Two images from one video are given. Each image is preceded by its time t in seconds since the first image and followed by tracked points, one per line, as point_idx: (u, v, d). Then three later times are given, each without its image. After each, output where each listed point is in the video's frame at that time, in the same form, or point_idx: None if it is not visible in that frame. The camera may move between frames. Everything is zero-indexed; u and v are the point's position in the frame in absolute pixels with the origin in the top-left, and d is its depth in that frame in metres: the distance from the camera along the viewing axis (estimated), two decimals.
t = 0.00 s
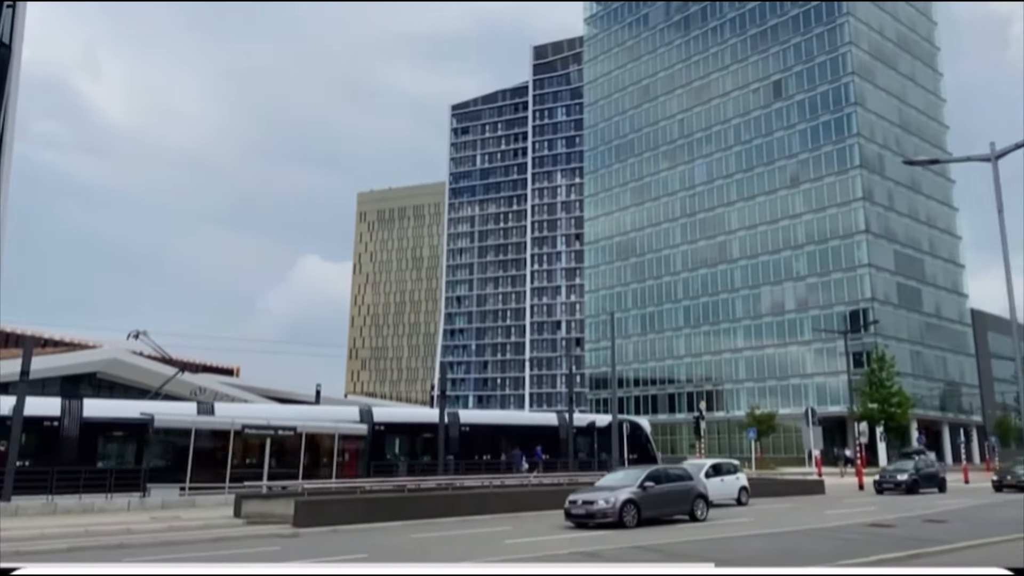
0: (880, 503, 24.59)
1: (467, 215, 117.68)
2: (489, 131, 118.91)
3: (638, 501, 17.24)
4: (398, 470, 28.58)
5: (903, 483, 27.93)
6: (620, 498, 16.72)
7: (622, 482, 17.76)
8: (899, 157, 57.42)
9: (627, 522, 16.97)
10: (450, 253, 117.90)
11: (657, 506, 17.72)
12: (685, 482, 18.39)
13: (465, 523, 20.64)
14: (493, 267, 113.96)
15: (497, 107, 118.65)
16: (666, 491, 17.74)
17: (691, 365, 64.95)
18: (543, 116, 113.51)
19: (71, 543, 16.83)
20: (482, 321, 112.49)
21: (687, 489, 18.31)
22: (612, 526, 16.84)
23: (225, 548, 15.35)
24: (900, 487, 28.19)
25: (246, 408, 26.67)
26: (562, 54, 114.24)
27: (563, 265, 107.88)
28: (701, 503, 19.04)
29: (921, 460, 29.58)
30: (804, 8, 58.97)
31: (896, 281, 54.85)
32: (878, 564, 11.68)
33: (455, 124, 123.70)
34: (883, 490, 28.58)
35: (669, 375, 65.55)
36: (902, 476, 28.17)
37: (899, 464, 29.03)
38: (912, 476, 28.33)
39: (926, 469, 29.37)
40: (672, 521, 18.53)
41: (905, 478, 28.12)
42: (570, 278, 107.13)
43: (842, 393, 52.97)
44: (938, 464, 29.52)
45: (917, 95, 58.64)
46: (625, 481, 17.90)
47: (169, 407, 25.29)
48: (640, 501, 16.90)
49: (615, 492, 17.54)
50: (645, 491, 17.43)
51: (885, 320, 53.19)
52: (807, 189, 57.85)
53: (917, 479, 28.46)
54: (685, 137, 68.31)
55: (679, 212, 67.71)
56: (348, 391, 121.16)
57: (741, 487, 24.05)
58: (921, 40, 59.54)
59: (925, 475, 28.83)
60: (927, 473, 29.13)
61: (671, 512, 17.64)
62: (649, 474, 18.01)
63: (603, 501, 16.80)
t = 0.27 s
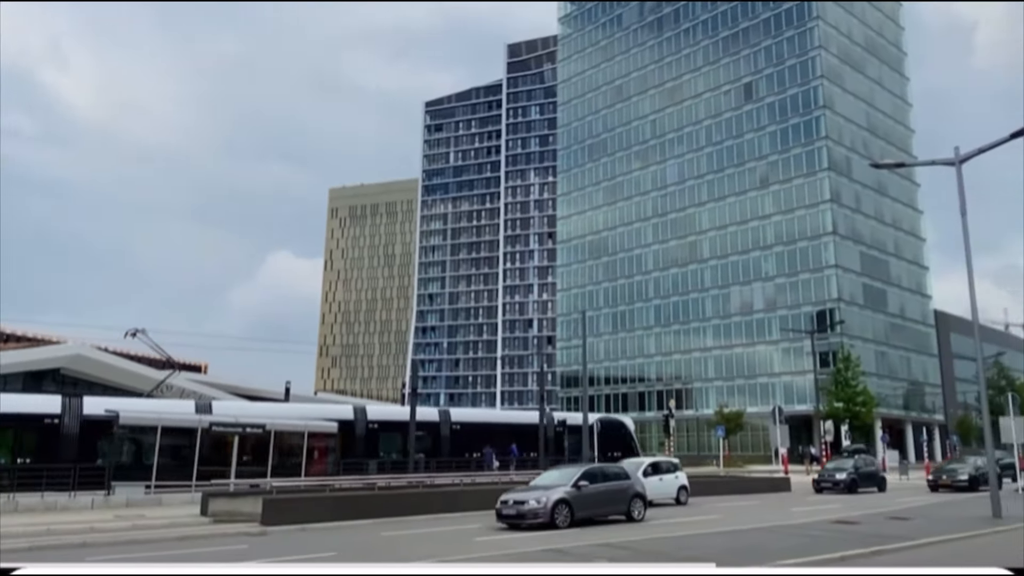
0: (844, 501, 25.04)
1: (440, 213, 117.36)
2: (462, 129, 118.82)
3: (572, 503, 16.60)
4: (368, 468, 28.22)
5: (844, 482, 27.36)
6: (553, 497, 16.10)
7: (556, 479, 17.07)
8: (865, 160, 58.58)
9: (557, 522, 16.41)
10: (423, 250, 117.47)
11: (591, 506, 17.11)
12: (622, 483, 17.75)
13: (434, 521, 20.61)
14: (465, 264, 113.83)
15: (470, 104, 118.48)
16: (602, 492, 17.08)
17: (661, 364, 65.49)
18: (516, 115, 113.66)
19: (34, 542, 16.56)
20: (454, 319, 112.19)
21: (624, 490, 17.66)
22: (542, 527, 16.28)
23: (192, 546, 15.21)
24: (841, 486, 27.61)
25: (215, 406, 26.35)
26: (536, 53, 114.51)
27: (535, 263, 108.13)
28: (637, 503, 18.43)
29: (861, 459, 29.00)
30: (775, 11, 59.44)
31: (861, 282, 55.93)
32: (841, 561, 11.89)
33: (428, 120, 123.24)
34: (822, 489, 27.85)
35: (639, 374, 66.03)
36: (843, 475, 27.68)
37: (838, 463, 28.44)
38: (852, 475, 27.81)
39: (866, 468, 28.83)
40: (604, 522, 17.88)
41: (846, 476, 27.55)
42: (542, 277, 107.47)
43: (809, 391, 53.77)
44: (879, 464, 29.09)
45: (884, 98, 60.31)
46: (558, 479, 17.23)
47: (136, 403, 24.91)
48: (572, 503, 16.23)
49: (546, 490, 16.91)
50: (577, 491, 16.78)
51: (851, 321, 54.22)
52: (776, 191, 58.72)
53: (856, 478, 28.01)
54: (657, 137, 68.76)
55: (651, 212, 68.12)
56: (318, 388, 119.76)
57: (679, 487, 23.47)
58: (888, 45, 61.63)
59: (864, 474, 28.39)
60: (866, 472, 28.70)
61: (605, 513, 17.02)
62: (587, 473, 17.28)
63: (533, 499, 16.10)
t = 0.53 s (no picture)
0: (804, 497, 25.55)
1: (408, 209, 116.92)
2: (431, 125, 118.33)
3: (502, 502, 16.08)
4: (333, 465, 28.25)
5: (779, 479, 27.49)
6: (482, 497, 15.59)
7: (488, 478, 16.60)
8: (828, 162, 60.02)
9: (488, 523, 15.87)
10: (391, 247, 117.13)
11: (525, 506, 16.61)
12: (558, 479, 17.33)
13: (399, 518, 20.60)
14: (433, 261, 113.46)
15: (439, 100, 118.07)
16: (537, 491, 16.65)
17: (627, 362, 66.09)
18: (486, 112, 113.67)
19: None
20: (422, 315, 111.86)
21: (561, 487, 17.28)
22: (472, 528, 15.72)
23: (150, 545, 15.00)
24: (776, 483, 27.78)
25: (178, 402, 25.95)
26: (506, 50, 114.52)
27: (503, 260, 108.39)
28: (572, 502, 17.99)
29: (796, 457, 29.14)
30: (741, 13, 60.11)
31: (823, 282, 57.04)
32: (801, 557, 12.12)
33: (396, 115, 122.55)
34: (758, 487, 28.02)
35: (605, 371, 66.58)
36: (778, 472, 27.83)
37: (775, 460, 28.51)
38: (787, 472, 27.98)
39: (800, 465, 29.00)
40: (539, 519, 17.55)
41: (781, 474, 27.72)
42: (509, 274, 107.67)
43: (771, 389, 54.72)
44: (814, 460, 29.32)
45: (847, 102, 62.11)
46: (490, 477, 16.74)
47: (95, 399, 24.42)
48: (503, 503, 15.78)
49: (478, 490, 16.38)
50: (509, 490, 16.28)
51: (813, 320, 55.30)
52: (740, 191, 59.59)
53: (791, 475, 28.21)
54: (625, 137, 69.29)
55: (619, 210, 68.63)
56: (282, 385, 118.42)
57: (614, 484, 23.16)
58: (851, 49, 62.85)
59: (800, 471, 28.57)
60: (802, 469, 28.92)
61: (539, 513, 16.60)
62: (518, 471, 16.80)
63: (461, 501, 15.56)
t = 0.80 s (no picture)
0: (760, 491, 26.12)
1: (371, 203, 115.98)
2: (396, 119, 116.65)
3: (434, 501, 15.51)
4: (294, 461, 28.04)
5: (713, 475, 27.55)
6: (412, 496, 15.01)
7: (420, 476, 16.02)
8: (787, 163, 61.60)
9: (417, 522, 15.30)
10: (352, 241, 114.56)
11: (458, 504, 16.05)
12: (492, 477, 16.82)
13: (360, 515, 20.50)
14: (397, 256, 111.93)
15: (404, 95, 117.21)
16: (471, 490, 16.09)
17: (590, 358, 66.61)
18: (451, 107, 113.60)
19: None
20: (384, 311, 111.01)
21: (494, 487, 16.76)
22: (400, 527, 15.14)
23: (104, 544, 14.70)
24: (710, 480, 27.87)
25: (133, 397, 25.46)
26: (471, 46, 114.57)
27: (467, 256, 108.83)
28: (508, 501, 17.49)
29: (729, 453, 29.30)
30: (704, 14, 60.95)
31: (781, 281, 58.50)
32: (760, 551, 12.40)
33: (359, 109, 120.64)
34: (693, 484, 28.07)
35: (568, 368, 67.01)
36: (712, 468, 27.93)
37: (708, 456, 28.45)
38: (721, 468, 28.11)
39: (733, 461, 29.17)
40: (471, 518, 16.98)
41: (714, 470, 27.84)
42: (474, 270, 108.00)
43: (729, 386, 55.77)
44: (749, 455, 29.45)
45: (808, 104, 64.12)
46: (421, 474, 16.12)
47: (46, 394, 23.83)
48: (434, 503, 15.22)
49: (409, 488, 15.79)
50: (441, 489, 15.72)
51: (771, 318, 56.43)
52: (702, 191, 60.48)
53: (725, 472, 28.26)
54: (589, 135, 69.77)
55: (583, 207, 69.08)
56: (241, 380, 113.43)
57: (544, 483, 22.67)
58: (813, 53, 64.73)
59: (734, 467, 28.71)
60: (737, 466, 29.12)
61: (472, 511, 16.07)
62: (451, 469, 16.23)
63: (390, 499, 14.93)
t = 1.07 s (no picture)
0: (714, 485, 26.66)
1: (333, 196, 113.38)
2: (356, 111, 112.99)
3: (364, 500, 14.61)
4: (249, 458, 27.45)
5: (647, 472, 27.08)
6: (339, 494, 14.10)
7: (349, 473, 15.09)
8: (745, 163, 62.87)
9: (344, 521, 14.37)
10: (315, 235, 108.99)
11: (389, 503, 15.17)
12: (426, 474, 15.98)
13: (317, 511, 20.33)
14: (357, 251, 109.19)
15: (366, 87, 115.36)
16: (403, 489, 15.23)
17: (549, 354, 66.82)
18: (413, 100, 112.91)
19: None
20: (343, 305, 108.03)
21: (428, 485, 15.92)
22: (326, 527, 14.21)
23: (54, 542, 14.33)
24: (645, 476, 27.34)
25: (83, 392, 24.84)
26: (434, 40, 114.11)
27: (428, 251, 108.63)
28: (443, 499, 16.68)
29: (664, 448, 28.67)
30: (666, 14, 61.67)
31: (737, 278, 59.25)
32: (717, 546, 12.58)
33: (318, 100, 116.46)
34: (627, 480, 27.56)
35: (527, 363, 67.09)
36: (646, 464, 27.40)
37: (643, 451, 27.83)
38: (655, 464, 27.61)
39: (668, 456, 28.56)
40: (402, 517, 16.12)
41: (649, 466, 27.33)
42: (435, 265, 107.90)
43: (686, 381, 56.42)
44: (685, 450, 28.87)
45: (764, 105, 66.03)
46: (349, 472, 15.17)
47: None
48: (362, 501, 14.35)
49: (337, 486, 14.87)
50: (373, 487, 14.83)
51: (727, 315, 57.37)
52: (662, 189, 61.16)
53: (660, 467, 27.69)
54: (551, 131, 69.95)
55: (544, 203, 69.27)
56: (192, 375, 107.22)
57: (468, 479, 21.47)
58: (769, 53, 66.65)
59: (668, 463, 28.22)
60: (673, 461, 28.65)
61: (403, 510, 15.20)
62: (382, 466, 15.34)
63: (315, 497, 13.95)
